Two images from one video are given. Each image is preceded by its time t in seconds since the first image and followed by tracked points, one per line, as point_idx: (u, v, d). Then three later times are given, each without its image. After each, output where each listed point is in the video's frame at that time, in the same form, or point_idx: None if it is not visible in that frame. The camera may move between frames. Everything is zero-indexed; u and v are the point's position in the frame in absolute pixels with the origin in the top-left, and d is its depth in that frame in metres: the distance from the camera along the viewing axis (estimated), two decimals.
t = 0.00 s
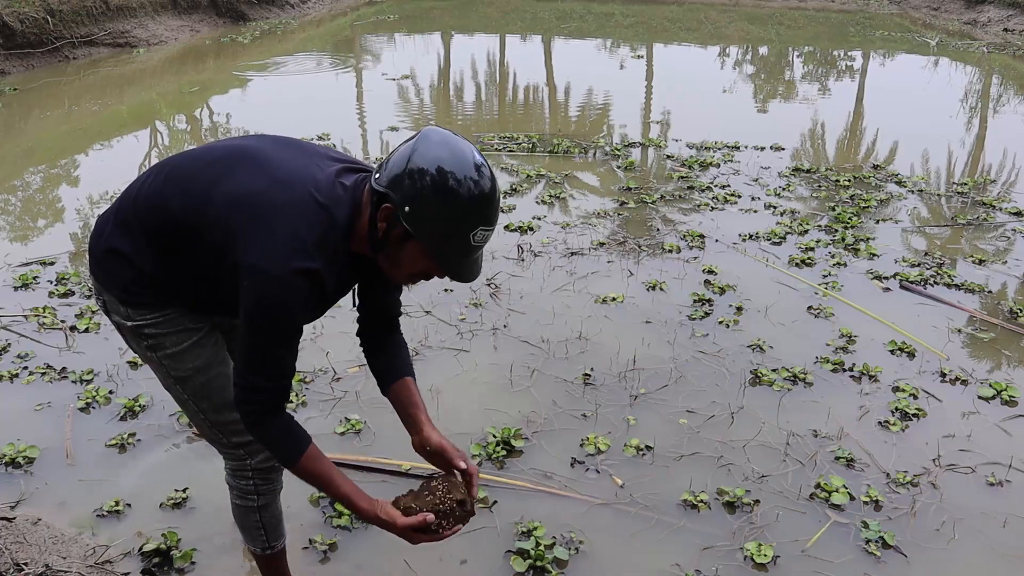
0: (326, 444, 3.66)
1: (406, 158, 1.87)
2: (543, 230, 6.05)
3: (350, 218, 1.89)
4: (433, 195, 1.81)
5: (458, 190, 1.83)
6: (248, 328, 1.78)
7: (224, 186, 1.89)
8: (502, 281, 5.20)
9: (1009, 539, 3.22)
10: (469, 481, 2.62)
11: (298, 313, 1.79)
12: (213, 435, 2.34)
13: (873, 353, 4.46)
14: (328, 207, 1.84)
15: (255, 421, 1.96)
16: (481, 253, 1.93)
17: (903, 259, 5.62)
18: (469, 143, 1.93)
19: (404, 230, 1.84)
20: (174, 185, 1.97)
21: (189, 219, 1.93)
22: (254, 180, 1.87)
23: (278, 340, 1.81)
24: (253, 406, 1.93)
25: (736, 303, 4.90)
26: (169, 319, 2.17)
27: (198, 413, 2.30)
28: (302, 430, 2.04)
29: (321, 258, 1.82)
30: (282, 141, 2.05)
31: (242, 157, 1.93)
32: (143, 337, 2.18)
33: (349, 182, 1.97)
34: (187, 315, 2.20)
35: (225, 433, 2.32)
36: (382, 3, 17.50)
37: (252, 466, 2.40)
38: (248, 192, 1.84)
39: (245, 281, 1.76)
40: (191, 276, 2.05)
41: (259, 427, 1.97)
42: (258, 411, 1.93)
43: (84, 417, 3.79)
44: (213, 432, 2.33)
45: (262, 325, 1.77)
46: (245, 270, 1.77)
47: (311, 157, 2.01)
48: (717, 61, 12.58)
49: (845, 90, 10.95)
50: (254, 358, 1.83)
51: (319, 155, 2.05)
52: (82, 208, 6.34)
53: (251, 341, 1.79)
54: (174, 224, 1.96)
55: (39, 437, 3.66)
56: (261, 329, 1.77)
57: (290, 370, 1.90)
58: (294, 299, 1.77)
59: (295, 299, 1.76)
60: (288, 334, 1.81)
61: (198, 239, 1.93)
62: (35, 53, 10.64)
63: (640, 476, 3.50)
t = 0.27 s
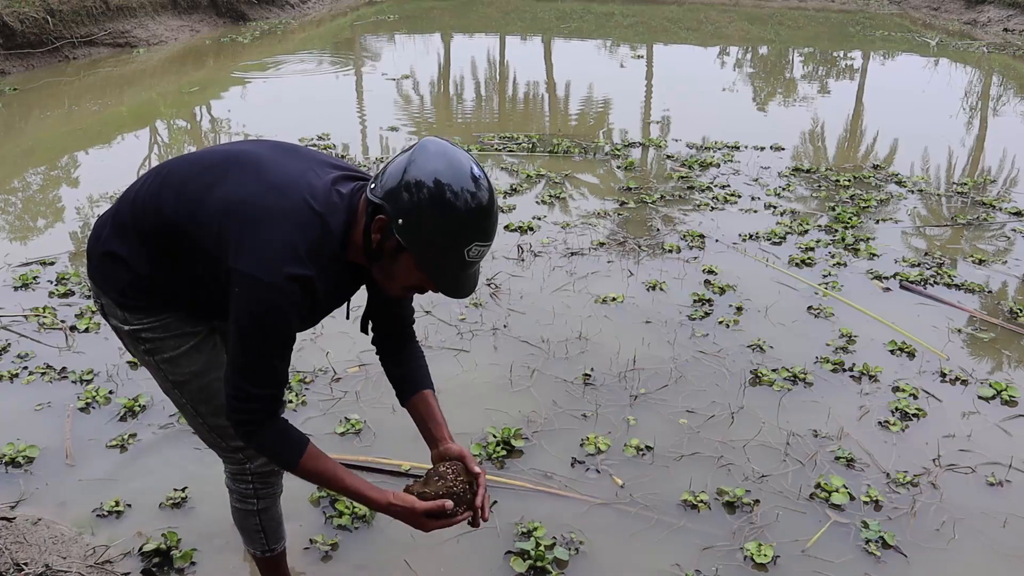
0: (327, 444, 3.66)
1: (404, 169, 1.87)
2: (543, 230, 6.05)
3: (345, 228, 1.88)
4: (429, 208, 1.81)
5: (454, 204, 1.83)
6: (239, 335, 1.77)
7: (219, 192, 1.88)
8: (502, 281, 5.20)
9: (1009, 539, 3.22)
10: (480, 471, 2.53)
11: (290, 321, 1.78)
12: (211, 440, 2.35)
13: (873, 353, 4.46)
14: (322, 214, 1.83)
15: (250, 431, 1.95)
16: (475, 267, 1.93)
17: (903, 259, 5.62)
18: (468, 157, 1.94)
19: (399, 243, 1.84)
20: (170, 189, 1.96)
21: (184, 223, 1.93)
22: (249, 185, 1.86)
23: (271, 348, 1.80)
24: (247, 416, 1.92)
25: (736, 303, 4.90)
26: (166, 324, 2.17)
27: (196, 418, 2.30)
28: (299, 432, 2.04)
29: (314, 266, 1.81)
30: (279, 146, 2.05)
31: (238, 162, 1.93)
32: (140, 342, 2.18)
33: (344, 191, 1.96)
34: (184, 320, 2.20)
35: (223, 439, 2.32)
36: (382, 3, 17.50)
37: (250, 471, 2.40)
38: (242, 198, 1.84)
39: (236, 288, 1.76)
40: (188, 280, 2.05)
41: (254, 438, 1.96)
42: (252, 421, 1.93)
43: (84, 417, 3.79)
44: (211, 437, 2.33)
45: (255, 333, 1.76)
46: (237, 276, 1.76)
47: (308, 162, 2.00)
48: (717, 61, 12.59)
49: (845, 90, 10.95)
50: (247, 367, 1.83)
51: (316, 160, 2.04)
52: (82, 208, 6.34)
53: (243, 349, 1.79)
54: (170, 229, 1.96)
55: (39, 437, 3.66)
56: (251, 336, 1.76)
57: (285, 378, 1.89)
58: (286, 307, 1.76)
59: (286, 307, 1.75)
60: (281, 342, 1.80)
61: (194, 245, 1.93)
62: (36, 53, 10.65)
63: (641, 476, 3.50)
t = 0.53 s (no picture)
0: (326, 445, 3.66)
1: (402, 171, 1.87)
2: (543, 230, 6.05)
3: (343, 231, 1.88)
4: (426, 210, 1.81)
5: (452, 206, 1.82)
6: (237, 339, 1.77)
7: (213, 195, 1.88)
8: (502, 281, 5.19)
9: (1009, 539, 3.22)
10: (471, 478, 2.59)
11: (288, 324, 1.78)
12: (209, 445, 2.35)
13: (873, 353, 4.45)
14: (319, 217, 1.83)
15: (250, 436, 1.96)
16: (474, 269, 1.93)
17: (903, 259, 5.62)
18: (467, 158, 1.93)
19: (396, 245, 1.84)
20: (165, 194, 1.96)
21: (180, 227, 1.92)
22: (245, 187, 1.85)
23: (268, 352, 1.80)
24: (245, 420, 1.92)
25: (736, 303, 4.90)
26: (162, 329, 2.17)
27: (193, 423, 2.31)
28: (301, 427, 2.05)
29: (312, 268, 1.81)
30: (275, 148, 2.04)
31: (233, 164, 1.92)
32: (137, 348, 2.18)
33: (342, 194, 1.96)
34: (180, 325, 2.20)
35: (220, 443, 2.33)
36: (382, 3, 17.50)
37: (248, 475, 2.40)
38: (238, 200, 1.83)
39: (234, 292, 1.75)
40: (184, 283, 2.05)
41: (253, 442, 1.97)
42: (251, 425, 1.93)
43: (84, 417, 3.79)
44: (209, 441, 2.34)
45: (254, 336, 1.76)
46: (234, 280, 1.76)
47: (303, 164, 2.00)
48: (717, 61, 12.59)
49: (845, 90, 10.95)
50: (247, 371, 1.83)
51: (310, 161, 2.04)
52: (82, 208, 6.34)
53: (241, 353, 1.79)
54: (165, 234, 1.95)
55: (39, 437, 3.66)
56: (250, 338, 1.76)
57: (285, 379, 1.89)
58: (284, 310, 1.75)
59: (283, 310, 1.75)
60: (278, 346, 1.80)
61: (189, 249, 1.93)
62: (36, 53, 10.64)
63: (641, 476, 3.50)
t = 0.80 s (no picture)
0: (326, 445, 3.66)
1: (391, 149, 1.89)
2: (543, 230, 6.05)
3: (336, 215, 1.90)
4: (417, 186, 1.83)
5: (443, 181, 1.84)
6: (237, 326, 1.77)
7: (204, 186, 1.88)
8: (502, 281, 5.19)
9: (1010, 539, 3.22)
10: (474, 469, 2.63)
11: (288, 309, 1.80)
12: (203, 443, 2.35)
13: (873, 353, 4.45)
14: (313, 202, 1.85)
15: (255, 430, 1.96)
16: (467, 243, 1.95)
17: (903, 259, 5.62)
18: (453, 135, 1.96)
19: (390, 222, 1.86)
20: (154, 191, 1.96)
21: (171, 222, 1.92)
22: (235, 176, 1.86)
23: (269, 339, 1.81)
24: (250, 413, 1.92)
25: (736, 303, 4.90)
26: (155, 328, 2.17)
27: (186, 421, 2.31)
28: (307, 425, 2.07)
29: (309, 251, 1.83)
30: (262, 140, 2.05)
31: (222, 156, 1.92)
32: (129, 348, 2.17)
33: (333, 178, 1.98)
34: (172, 323, 2.20)
35: (214, 441, 2.33)
36: (382, 3, 17.50)
37: (242, 471, 2.41)
38: (230, 189, 1.84)
39: (233, 280, 1.76)
40: (177, 279, 2.04)
41: (257, 437, 1.97)
42: (257, 418, 1.93)
43: (84, 417, 3.79)
44: (202, 439, 2.34)
45: (252, 322, 1.76)
46: (232, 267, 1.77)
47: (292, 153, 2.01)
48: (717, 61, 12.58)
49: (845, 90, 10.95)
50: (245, 360, 1.83)
51: (298, 151, 2.05)
52: (82, 209, 6.34)
53: (242, 342, 1.79)
54: (157, 231, 1.95)
55: (39, 437, 3.66)
56: (251, 325, 1.77)
57: (287, 369, 1.90)
58: (283, 293, 1.77)
59: (283, 293, 1.76)
60: (280, 331, 1.81)
61: (181, 245, 1.92)
62: (36, 53, 10.64)
63: (641, 476, 3.50)
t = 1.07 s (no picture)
0: (326, 445, 3.66)
1: (370, 113, 1.90)
2: (543, 230, 6.05)
3: (322, 187, 1.92)
4: (399, 149, 1.86)
5: (423, 144, 1.87)
6: (228, 300, 1.79)
7: (196, 170, 1.90)
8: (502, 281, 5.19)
9: (1009, 539, 3.22)
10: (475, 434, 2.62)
11: (279, 279, 1.83)
12: (197, 437, 2.35)
13: (873, 353, 4.45)
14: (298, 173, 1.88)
15: (246, 398, 1.99)
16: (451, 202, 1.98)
17: (903, 259, 5.62)
18: (431, 98, 1.98)
19: (375, 186, 1.88)
20: (147, 180, 1.97)
21: (165, 211, 1.93)
22: (226, 159, 1.89)
23: (261, 310, 1.83)
24: (242, 381, 1.95)
25: (736, 303, 4.90)
26: (150, 321, 2.17)
27: (180, 414, 2.30)
28: (295, 389, 2.09)
29: (298, 223, 1.86)
30: (251, 126, 2.07)
31: (214, 143, 1.95)
32: (125, 341, 2.18)
33: (316, 152, 2.00)
34: (167, 316, 2.20)
35: (207, 434, 2.33)
36: (382, 3, 17.50)
37: (237, 463, 2.41)
38: (218, 169, 1.87)
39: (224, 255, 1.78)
40: (171, 267, 2.05)
41: (248, 406, 2.00)
42: (247, 385, 1.96)
43: (84, 417, 3.79)
44: (196, 432, 2.33)
45: (242, 294, 1.79)
46: (224, 243, 1.80)
47: (280, 136, 2.04)
48: (717, 61, 12.58)
49: (845, 90, 10.95)
50: (236, 332, 1.85)
51: (286, 133, 2.08)
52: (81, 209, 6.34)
53: (235, 314, 1.81)
54: (151, 222, 1.96)
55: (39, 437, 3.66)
56: (243, 297, 1.79)
57: (275, 340, 1.93)
58: (273, 263, 1.80)
59: (275, 263, 1.80)
60: (272, 301, 1.84)
61: (176, 233, 1.94)
62: (36, 53, 10.64)
63: (641, 476, 3.50)
